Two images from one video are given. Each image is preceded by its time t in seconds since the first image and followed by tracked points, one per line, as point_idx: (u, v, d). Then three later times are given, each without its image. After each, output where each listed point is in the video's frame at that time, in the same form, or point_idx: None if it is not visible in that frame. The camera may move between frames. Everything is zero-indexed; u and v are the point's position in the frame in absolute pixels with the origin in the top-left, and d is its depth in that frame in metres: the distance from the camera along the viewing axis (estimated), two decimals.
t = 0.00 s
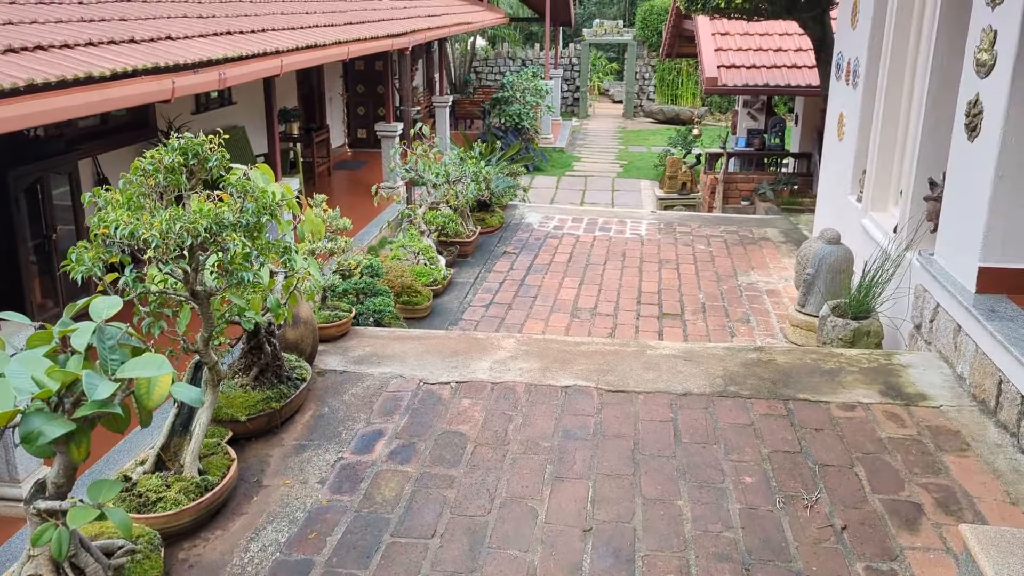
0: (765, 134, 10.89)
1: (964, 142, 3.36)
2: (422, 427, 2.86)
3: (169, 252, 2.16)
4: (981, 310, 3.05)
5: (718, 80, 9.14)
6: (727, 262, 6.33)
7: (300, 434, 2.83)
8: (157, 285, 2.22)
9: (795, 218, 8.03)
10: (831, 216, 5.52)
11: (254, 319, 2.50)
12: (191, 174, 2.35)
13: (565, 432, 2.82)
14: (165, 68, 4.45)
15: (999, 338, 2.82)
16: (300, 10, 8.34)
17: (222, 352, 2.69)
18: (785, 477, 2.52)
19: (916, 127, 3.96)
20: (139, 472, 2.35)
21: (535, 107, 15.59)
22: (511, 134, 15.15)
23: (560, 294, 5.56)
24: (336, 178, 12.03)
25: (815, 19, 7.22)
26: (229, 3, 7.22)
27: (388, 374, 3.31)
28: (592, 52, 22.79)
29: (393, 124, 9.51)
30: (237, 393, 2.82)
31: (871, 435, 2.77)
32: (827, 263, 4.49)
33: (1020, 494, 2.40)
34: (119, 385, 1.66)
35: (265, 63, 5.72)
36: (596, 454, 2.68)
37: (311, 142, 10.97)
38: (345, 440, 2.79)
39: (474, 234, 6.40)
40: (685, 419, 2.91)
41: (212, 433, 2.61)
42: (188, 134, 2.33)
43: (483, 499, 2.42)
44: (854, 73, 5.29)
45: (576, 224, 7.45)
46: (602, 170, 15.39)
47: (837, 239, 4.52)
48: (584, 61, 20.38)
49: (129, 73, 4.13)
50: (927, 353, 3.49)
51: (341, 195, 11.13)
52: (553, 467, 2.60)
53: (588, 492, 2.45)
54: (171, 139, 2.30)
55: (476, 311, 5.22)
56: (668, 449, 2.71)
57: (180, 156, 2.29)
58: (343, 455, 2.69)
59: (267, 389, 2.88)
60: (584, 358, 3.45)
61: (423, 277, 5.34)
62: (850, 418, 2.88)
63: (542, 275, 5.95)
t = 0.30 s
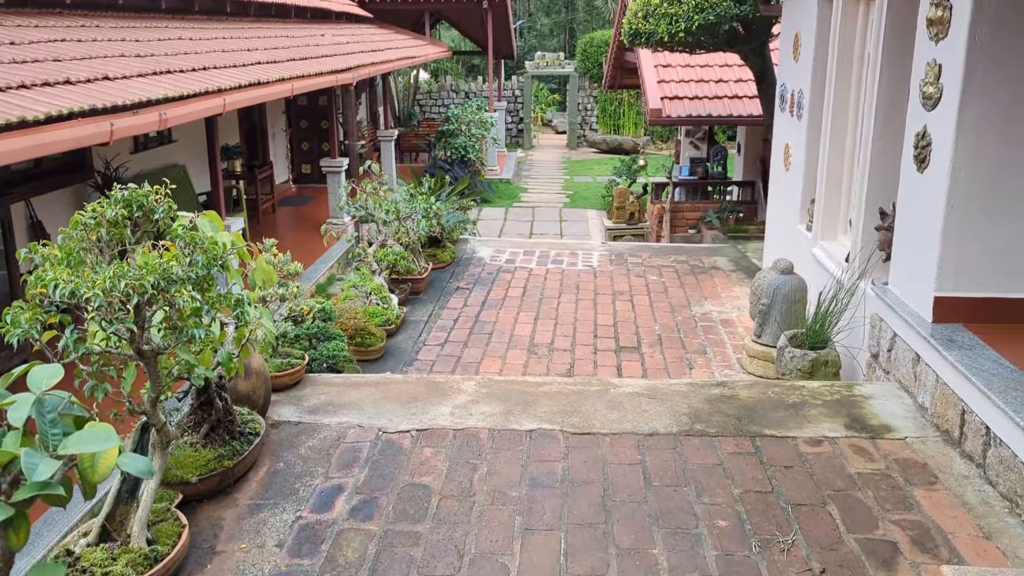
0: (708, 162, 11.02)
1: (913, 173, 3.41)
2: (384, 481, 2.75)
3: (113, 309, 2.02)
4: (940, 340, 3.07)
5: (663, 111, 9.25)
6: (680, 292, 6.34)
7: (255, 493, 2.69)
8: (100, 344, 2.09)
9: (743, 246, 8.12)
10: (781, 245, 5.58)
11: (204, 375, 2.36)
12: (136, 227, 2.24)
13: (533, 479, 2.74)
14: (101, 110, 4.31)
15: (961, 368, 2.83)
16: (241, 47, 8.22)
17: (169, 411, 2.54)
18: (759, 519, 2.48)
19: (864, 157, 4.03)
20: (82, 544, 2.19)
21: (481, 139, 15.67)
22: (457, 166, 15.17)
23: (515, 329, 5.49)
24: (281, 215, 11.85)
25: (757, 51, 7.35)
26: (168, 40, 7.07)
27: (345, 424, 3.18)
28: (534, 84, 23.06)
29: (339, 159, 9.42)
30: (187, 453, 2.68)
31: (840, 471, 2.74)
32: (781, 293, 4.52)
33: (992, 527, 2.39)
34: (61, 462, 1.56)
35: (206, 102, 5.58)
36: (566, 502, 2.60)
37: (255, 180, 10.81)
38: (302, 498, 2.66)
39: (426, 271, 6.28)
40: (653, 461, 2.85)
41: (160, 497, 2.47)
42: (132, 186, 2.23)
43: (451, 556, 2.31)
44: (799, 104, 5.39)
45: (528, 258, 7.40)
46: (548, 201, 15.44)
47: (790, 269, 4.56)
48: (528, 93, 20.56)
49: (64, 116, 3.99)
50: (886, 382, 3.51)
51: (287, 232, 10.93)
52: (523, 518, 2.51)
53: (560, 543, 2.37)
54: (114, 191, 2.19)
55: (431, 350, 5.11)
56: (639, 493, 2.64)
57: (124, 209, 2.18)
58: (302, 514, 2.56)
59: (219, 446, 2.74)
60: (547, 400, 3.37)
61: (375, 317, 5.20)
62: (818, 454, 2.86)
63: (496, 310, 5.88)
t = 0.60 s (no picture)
0: (679, 187, 11.02)
1: (894, 203, 3.40)
2: (364, 532, 2.63)
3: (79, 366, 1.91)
4: (928, 373, 3.03)
5: (634, 138, 9.26)
6: (658, 321, 6.29)
7: (229, 548, 2.56)
8: (65, 401, 1.97)
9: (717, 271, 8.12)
10: (759, 273, 5.56)
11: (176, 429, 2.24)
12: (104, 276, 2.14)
13: (520, 527, 2.64)
14: (64, 147, 4.21)
15: (952, 402, 2.78)
16: (210, 78, 8.13)
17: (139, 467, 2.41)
18: (756, 564, 2.40)
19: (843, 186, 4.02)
20: None
21: (452, 166, 15.76)
22: (429, 193, 15.15)
23: (493, 362, 5.39)
24: (251, 246, 11.74)
25: (728, 79, 7.38)
26: (134, 73, 6.96)
27: (323, 471, 3.06)
28: (503, 111, 23.19)
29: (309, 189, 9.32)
30: (157, 509, 2.55)
31: (835, 510, 2.68)
32: (763, 322, 4.48)
33: (993, 569, 2.34)
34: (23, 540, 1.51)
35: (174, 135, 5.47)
36: (555, 551, 2.50)
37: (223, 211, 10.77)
38: (280, 553, 2.53)
39: (402, 304, 6.14)
40: (643, 504, 2.77)
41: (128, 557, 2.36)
42: (99, 234, 2.13)
43: None
44: (773, 132, 5.40)
45: (503, 287, 7.32)
46: (520, 227, 15.41)
47: (770, 298, 4.53)
48: (497, 120, 20.64)
49: (26, 154, 3.89)
50: (874, 415, 3.47)
51: (257, 264, 10.76)
52: (512, 569, 2.41)
53: None
54: (80, 240, 2.09)
55: (408, 387, 4.98)
56: (631, 539, 2.56)
57: (90, 258, 2.08)
58: (279, 571, 2.43)
59: (191, 501, 2.61)
60: (530, 440, 3.28)
61: (351, 353, 5.06)
62: (811, 492, 2.80)
63: (473, 343, 5.78)
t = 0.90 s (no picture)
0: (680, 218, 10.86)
1: (910, 243, 3.30)
2: None
3: (54, 426, 1.78)
4: (950, 421, 2.89)
5: (636, 169, 9.20)
6: (662, 357, 6.15)
7: None
8: (38, 463, 1.85)
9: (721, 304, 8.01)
10: (766, 309, 5.45)
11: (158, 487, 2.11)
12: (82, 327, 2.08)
13: None
14: (56, 181, 4.12)
15: (977, 454, 2.65)
16: (208, 109, 8.06)
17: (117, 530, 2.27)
18: None
19: (854, 223, 3.91)
20: None
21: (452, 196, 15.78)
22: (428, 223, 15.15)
23: (494, 401, 5.24)
24: (249, 276, 11.66)
25: (731, 110, 7.31)
26: (132, 103, 6.89)
27: (316, 523, 2.92)
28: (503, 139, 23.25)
29: (307, 220, 9.40)
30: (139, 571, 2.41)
31: (856, 569, 2.54)
32: (772, 362, 4.36)
33: None
34: None
35: (171, 168, 5.38)
36: None
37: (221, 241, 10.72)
38: None
39: (400, 339, 6.01)
40: (654, 562, 2.63)
41: None
42: (78, 282, 2.07)
43: None
44: (779, 166, 5.31)
45: (504, 320, 7.19)
46: (520, 256, 15.32)
47: (779, 337, 4.41)
48: (498, 149, 20.65)
49: (16, 189, 3.81)
50: (891, 463, 3.35)
51: (255, 296, 10.63)
52: None
53: None
54: (57, 289, 2.02)
55: (406, 427, 4.83)
56: None
57: (67, 309, 2.01)
58: None
59: (176, 559, 2.47)
60: (533, 490, 3.13)
61: (348, 392, 4.91)
62: (830, 549, 2.66)
63: (473, 380, 5.63)
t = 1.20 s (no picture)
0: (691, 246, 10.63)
1: (941, 285, 3.12)
2: None
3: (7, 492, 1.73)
4: (988, 478, 2.70)
5: (647, 197, 9.06)
6: (674, 393, 5.96)
7: None
8: None
9: (734, 336, 7.82)
10: (783, 346, 5.26)
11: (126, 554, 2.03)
12: (46, 379, 2.19)
13: None
14: (51, 210, 4.00)
15: (1015, 515, 2.48)
16: (215, 134, 7.97)
17: None
18: None
19: (878, 261, 3.74)
20: None
21: (460, 221, 15.74)
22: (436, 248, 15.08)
23: (499, 439, 5.05)
24: (254, 301, 11.55)
25: (745, 139, 7.17)
26: (136, 128, 6.79)
27: None
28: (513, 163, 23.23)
29: (314, 245, 9.49)
30: None
31: None
32: (790, 404, 4.17)
33: None
34: None
35: (171, 195, 5.26)
36: None
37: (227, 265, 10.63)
38: None
39: (404, 371, 5.85)
40: None
41: None
42: (41, 335, 2.17)
43: None
44: (796, 198, 5.15)
45: (511, 352, 7.02)
46: (529, 283, 15.16)
47: (797, 377, 4.22)
48: (507, 174, 20.59)
49: (9, 219, 3.68)
50: (922, 518, 3.17)
51: (259, 322, 10.49)
52: None
53: None
54: (18, 343, 2.13)
55: (408, 466, 4.63)
56: None
57: (27, 364, 2.11)
58: None
59: None
60: (540, 545, 2.94)
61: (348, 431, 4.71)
62: None
63: (479, 415, 5.44)
